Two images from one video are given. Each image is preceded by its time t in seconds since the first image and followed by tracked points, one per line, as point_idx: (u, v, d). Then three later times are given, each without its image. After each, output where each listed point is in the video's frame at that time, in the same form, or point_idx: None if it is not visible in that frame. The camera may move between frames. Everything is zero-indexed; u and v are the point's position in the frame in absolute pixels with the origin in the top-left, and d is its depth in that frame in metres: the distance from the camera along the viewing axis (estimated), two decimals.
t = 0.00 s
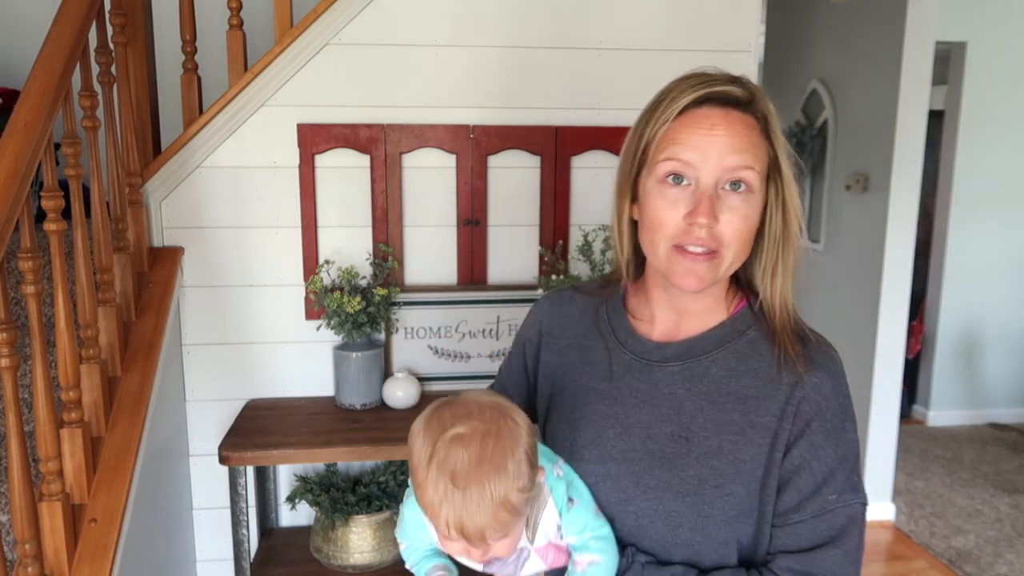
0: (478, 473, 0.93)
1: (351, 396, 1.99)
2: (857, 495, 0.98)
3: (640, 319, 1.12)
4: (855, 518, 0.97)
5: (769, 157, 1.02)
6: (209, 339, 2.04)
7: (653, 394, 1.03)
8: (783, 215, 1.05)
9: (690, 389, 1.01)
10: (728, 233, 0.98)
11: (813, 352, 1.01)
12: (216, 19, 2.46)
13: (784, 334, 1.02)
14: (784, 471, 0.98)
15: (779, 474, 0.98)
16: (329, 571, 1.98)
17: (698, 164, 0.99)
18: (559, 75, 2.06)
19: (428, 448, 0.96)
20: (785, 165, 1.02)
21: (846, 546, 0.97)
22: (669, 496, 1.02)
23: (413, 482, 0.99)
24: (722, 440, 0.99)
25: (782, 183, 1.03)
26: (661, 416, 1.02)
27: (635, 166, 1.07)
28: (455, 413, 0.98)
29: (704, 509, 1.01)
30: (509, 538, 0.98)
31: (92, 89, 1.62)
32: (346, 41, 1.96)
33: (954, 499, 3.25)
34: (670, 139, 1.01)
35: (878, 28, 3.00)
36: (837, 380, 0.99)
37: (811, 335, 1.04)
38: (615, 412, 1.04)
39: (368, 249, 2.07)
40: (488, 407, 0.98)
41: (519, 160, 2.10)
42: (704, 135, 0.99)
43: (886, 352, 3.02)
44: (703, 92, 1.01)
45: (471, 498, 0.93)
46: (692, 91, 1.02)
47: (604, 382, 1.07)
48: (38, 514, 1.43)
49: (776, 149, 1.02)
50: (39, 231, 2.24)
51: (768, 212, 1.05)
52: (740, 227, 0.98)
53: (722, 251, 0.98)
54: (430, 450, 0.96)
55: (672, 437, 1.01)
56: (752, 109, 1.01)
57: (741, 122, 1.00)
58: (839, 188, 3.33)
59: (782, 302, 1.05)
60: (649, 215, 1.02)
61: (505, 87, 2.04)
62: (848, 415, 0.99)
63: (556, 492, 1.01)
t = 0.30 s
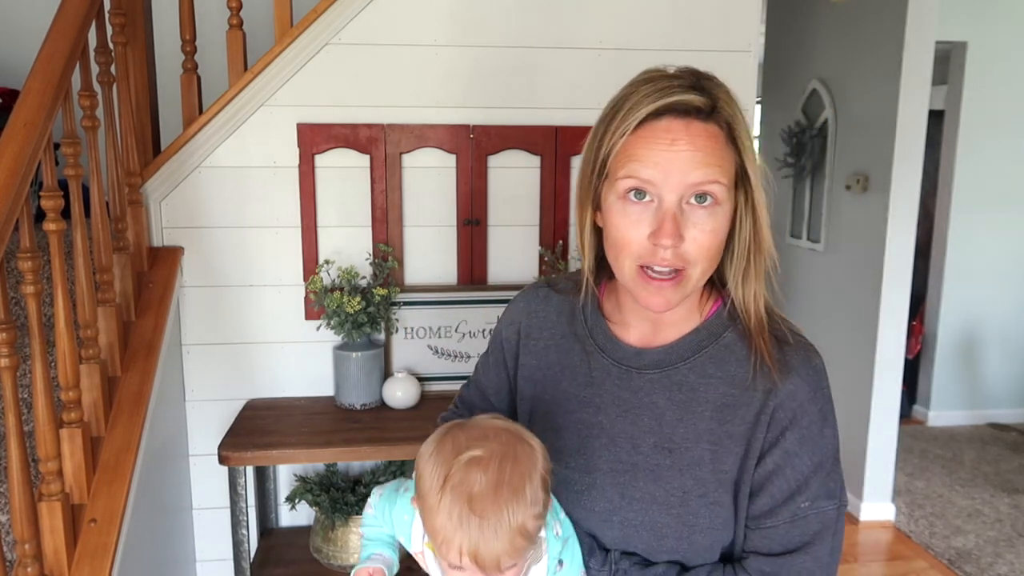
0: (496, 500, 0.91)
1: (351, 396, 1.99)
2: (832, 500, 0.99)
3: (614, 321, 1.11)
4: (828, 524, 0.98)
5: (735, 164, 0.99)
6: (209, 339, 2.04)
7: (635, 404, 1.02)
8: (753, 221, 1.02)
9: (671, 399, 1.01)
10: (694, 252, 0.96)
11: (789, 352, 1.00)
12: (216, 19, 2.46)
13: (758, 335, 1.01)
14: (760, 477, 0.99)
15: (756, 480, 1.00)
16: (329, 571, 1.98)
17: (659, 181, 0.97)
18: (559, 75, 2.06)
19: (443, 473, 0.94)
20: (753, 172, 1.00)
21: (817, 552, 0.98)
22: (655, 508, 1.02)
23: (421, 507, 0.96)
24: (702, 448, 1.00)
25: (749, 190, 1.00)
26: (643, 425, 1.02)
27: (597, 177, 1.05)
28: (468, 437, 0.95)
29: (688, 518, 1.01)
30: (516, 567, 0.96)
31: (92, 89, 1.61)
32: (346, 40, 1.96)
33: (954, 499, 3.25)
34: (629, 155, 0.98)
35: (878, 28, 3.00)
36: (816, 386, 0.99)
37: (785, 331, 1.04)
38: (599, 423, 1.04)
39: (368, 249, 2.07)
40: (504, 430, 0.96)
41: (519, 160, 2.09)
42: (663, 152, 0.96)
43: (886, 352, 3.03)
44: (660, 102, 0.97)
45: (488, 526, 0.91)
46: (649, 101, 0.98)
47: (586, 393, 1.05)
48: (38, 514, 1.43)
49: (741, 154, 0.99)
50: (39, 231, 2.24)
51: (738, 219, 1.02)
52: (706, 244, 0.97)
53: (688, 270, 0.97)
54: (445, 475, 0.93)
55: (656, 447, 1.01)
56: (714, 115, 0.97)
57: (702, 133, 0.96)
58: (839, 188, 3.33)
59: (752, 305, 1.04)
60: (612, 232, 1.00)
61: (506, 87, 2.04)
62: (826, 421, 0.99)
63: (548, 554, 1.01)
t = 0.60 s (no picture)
0: (490, 388, 0.91)
1: (351, 396, 1.99)
2: (784, 515, 0.93)
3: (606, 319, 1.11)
4: (777, 535, 0.92)
5: (722, 155, 0.98)
6: (209, 339, 2.04)
7: (618, 402, 1.01)
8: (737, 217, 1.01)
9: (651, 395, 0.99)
10: (674, 232, 0.96)
11: (767, 356, 0.97)
12: (216, 19, 2.46)
13: (735, 345, 0.98)
14: (715, 477, 0.96)
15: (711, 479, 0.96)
16: (329, 571, 1.98)
17: (644, 160, 0.97)
18: (559, 75, 2.06)
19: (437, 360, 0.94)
20: (740, 166, 0.99)
21: (761, 564, 0.93)
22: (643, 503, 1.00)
23: (413, 395, 0.96)
24: (668, 446, 0.98)
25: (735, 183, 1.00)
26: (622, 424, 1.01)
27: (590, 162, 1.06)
28: (465, 328, 0.96)
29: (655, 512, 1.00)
30: (500, 475, 0.95)
31: (92, 89, 1.62)
32: (346, 41, 1.96)
33: (954, 500, 3.25)
34: (617, 135, 0.99)
35: (878, 28, 3.00)
36: (779, 398, 0.94)
37: (762, 332, 1.00)
38: (589, 419, 1.04)
39: (368, 249, 2.07)
40: (502, 325, 0.96)
41: (519, 160, 2.10)
42: (651, 132, 0.97)
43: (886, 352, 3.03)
44: (653, 85, 0.98)
45: (479, 415, 0.91)
46: (642, 84, 0.99)
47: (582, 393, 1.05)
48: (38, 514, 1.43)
49: (729, 147, 0.99)
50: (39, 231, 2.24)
51: (722, 214, 1.01)
52: (687, 226, 0.96)
53: (667, 249, 0.96)
54: (441, 360, 0.93)
55: (631, 442, 1.00)
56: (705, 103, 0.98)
57: (690, 118, 0.97)
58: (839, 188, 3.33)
59: (733, 305, 1.02)
60: (596, 210, 1.01)
61: (506, 87, 2.04)
62: (793, 434, 0.94)
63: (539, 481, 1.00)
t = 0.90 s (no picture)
0: (526, 162, 0.96)
1: (351, 396, 1.99)
2: (747, 444, 0.84)
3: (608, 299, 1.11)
4: (735, 462, 0.82)
5: (740, 145, 0.99)
6: (209, 339, 2.04)
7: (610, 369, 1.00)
8: (745, 207, 1.01)
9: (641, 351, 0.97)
10: (688, 199, 0.95)
11: (747, 312, 0.92)
12: (216, 19, 2.46)
13: (725, 300, 0.94)
14: (683, 400, 0.88)
15: (679, 403, 0.88)
16: (329, 571, 1.98)
17: (672, 130, 0.97)
18: (559, 74, 2.06)
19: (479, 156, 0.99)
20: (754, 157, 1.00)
21: (713, 485, 0.81)
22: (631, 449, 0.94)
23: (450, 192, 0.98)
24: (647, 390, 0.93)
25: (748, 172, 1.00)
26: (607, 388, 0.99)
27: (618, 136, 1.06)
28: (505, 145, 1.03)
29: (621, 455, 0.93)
30: (521, 262, 0.94)
31: (92, 89, 1.61)
32: (346, 40, 1.96)
33: (954, 499, 3.25)
34: (651, 106, 0.99)
35: (878, 28, 3.00)
36: (761, 336, 0.89)
37: (755, 300, 0.96)
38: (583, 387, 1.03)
39: (368, 249, 2.07)
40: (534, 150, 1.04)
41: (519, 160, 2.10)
42: (684, 106, 0.97)
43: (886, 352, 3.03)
44: (693, 66, 0.99)
45: (512, 186, 0.94)
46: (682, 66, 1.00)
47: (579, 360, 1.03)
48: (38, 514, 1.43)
49: (747, 140, 0.99)
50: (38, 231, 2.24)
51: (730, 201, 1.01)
52: (701, 198, 0.96)
53: (678, 214, 0.96)
54: (484, 150, 0.99)
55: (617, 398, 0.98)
56: (733, 95, 0.98)
57: (720, 102, 0.97)
58: (839, 188, 3.33)
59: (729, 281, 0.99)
60: (618, 171, 1.00)
61: (506, 87, 2.04)
62: (766, 368, 0.87)
63: (554, 292, 0.97)
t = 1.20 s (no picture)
0: (576, 40, 0.95)
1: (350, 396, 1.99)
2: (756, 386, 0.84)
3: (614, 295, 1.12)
4: (744, 398, 0.83)
5: (761, 159, 1.01)
6: (209, 339, 2.04)
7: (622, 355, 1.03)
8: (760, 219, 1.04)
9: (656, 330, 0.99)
10: (714, 207, 0.96)
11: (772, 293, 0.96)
12: (216, 20, 2.47)
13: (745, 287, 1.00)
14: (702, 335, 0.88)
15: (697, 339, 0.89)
16: (329, 571, 1.98)
17: (702, 140, 0.97)
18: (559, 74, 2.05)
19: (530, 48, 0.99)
20: (772, 171, 1.02)
21: (722, 407, 0.81)
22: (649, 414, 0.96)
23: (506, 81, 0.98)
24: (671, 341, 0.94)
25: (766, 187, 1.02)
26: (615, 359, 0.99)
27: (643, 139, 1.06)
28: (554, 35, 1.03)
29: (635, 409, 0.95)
30: (582, 135, 0.92)
31: (92, 89, 1.61)
32: (346, 40, 1.96)
33: (954, 499, 3.25)
34: (682, 114, 1.00)
35: (878, 28, 3.00)
36: (784, 310, 0.92)
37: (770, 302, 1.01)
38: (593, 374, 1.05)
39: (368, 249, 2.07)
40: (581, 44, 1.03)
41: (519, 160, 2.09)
42: (715, 117, 0.98)
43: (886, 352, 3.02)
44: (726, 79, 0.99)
45: (565, 60, 0.93)
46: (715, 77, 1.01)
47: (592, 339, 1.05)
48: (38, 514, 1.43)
49: (768, 155, 1.01)
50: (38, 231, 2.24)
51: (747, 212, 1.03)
52: (726, 206, 0.97)
53: (705, 220, 0.96)
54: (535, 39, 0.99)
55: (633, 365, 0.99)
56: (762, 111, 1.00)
57: (748, 117, 0.99)
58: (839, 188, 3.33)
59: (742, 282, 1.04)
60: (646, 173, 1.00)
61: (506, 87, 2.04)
62: (779, 329, 0.90)
63: (617, 184, 0.94)
